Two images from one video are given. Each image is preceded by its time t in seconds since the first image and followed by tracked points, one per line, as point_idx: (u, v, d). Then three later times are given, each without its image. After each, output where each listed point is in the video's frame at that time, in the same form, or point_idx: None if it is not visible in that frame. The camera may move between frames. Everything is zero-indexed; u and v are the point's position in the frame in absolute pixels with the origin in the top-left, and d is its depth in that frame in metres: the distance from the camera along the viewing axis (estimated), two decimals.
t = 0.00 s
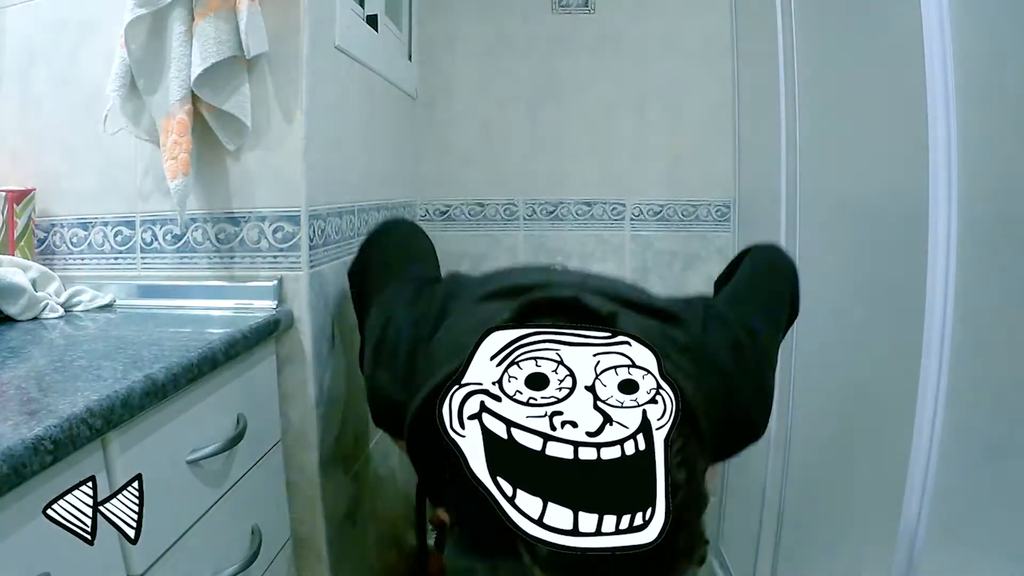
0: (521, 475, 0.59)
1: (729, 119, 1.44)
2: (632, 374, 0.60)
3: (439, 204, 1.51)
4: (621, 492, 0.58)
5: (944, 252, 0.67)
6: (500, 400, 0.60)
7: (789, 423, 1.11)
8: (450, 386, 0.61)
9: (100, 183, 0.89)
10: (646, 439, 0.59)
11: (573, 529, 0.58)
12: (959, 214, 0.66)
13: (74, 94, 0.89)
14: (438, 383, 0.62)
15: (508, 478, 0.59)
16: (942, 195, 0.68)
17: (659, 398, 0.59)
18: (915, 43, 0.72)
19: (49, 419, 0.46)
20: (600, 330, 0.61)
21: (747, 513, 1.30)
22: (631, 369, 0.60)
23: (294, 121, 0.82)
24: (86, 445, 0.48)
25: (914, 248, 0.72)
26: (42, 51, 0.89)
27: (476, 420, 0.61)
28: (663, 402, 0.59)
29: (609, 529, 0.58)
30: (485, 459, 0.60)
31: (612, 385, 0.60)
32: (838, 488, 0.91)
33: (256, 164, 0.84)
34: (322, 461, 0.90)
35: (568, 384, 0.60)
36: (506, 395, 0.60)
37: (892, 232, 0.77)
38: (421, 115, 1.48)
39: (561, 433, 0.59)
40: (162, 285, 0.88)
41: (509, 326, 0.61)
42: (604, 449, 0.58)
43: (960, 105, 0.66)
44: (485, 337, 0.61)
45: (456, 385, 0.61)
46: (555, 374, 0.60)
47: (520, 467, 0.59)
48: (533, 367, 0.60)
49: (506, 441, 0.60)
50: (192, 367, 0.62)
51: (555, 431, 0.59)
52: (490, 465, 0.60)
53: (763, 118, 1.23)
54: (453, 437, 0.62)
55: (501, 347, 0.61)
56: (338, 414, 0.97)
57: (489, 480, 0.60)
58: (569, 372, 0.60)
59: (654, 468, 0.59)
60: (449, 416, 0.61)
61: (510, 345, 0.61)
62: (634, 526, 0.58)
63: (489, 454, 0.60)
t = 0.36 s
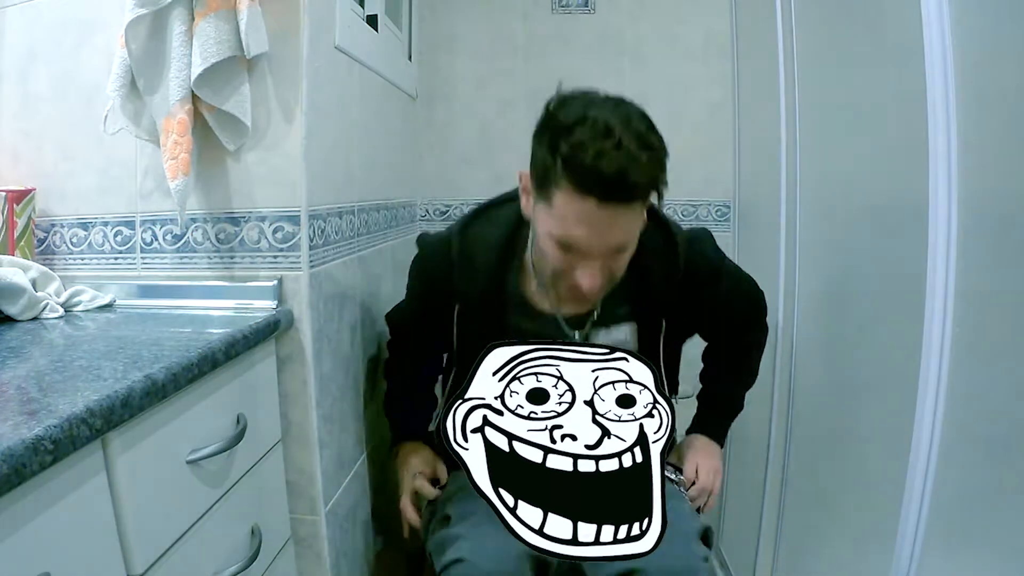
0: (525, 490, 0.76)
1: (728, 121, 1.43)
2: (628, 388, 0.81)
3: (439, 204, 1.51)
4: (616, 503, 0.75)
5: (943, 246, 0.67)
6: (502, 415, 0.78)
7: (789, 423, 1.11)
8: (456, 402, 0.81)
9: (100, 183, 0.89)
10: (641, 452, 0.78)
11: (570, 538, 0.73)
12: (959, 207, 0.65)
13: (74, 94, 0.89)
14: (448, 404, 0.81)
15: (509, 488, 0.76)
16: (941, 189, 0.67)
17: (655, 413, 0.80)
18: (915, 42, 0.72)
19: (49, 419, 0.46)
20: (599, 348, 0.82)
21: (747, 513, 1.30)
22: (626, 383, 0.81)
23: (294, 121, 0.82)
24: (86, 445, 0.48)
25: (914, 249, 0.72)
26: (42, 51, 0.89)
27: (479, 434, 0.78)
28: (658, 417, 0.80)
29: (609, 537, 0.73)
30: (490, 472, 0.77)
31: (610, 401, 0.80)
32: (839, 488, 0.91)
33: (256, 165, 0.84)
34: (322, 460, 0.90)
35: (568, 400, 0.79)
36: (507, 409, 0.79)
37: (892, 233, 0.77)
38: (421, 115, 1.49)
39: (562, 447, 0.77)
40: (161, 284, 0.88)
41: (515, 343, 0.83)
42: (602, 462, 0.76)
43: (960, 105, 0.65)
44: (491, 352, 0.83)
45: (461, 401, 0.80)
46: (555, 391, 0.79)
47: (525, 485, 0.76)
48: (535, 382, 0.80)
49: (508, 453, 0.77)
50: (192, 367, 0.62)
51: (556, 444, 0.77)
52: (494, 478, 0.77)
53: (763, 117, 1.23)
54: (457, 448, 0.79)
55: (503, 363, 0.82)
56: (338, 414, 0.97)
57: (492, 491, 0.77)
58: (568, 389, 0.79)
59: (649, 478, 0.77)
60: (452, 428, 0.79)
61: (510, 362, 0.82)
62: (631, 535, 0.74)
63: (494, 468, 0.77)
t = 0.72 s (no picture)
0: (525, 498, 0.71)
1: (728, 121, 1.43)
2: (626, 404, 0.79)
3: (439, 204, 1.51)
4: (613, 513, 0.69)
5: (944, 247, 0.67)
6: (505, 428, 0.76)
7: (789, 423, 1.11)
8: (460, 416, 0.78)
9: (100, 183, 0.89)
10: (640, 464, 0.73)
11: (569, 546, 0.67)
12: (959, 207, 0.65)
13: (74, 94, 0.89)
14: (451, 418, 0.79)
15: (512, 499, 0.70)
16: (942, 189, 0.67)
17: (653, 427, 0.76)
18: (915, 43, 0.72)
19: (49, 419, 0.46)
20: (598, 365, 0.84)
21: (748, 513, 1.30)
22: (625, 399, 0.80)
23: (294, 121, 0.82)
24: (86, 445, 0.48)
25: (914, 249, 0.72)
26: (42, 51, 0.89)
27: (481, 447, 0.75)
28: (655, 430, 0.76)
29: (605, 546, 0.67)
30: (491, 483, 0.72)
31: (608, 415, 0.78)
32: (839, 488, 0.91)
33: (256, 165, 0.84)
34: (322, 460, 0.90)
35: (568, 415, 0.78)
36: (509, 423, 0.77)
37: (892, 233, 0.77)
38: (421, 115, 1.47)
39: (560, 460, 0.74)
40: (161, 285, 0.88)
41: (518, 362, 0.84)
42: (601, 474, 0.72)
43: (960, 105, 0.65)
44: (495, 368, 0.84)
45: (463, 414, 0.78)
46: (555, 406, 0.79)
47: (525, 493, 0.71)
48: (536, 398, 0.80)
49: (509, 465, 0.73)
50: (193, 367, 0.62)
51: (555, 457, 0.74)
52: (496, 488, 0.71)
53: (763, 117, 1.23)
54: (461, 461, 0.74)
55: (507, 380, 0.82)
56: (338, 413, 0.97)
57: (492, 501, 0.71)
58: (568, 404, 0.79)
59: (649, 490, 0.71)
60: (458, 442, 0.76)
61: (511, 378, 0.83)
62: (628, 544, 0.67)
63: (494, 479, 0.72)
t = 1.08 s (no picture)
0: (526, 508, 0.70)
1: (729, 122, 1.43)
2: (625, 419, 0.74)
3: (439, 204, 1.51)
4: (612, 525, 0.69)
5: (943, 246, 0.67)
6: (508, 442, 0.73)
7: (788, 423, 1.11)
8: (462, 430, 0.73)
9: (100, 183, 0.89)
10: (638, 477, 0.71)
11: (570, 555, 0.67)
12: (959, 205, 0.65)
13: (74, 94, 0.89)
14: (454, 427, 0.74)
15: (514, 510, 0.70)
16: (941, 187, 0.67)
17: (649, 442, 0.72)
18: (915, 42, 0.72)
19: (49, 419, 0.46)
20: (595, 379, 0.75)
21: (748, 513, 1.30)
22: (623, 413, 0.74)
23: (294, 121, 0.82)
24: (86, 445, 0.48)
25: (913, 248, 0.72)
26: (42, 51, 0.89)
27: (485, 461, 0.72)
28: (653, 445, 0.72)
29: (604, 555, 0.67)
30: (496, 494, 0.71)
31: (607, 429, 0.73)
32: (838, 488, 0.91)
33: (256, 165, 0.84)
34: (322, 460, 0.90)
35: (568, 429, 0.73)
36: (512, 437, 0.73)
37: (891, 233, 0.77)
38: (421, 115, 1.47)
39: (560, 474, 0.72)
40: (161, 284, 0.88)
41: (517, 376, 0.74)
42: (599, 487, 0.71)
43: (960, 103, 0.65)
44: (497, 385, 0.75)
45: (468, 429, 0.73)
46: (554, 421, 0.74)
47: (527, 504, 0.70)
48: (536, 413, 0.74)
49: (511, 479, 0.71)
50: (192, 367, 0.62)
51: (556, 470, 0.72)
52: (499, 499, 0.71)
53: (762, 117, 1.23)
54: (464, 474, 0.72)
55: (507, 395, 0.75)
56: (338, 413, 0.97)
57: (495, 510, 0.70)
58: (568, 419, 0.74)
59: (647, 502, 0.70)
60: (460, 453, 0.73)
61: (514, 394, 0.74)
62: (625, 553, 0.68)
63: (497, 491, 0.71)
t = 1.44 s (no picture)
0: (527, 518, 0.69)
1: (729, 122, 1.44)
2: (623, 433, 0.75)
3: (439, 204, 1.51)
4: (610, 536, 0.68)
5: (944, 245, 0.67)
6: (508, 456, 0.73)
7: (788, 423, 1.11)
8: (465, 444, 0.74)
9: (101, 182, 0.89)
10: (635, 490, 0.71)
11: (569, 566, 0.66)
12: (959, 206, 0.65)
13: (74, 94, 0.89)
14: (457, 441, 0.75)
15: (515, 520, 0.69)
16: (941, 191, 0.67)
17: (647, 455, 0.73)
18: (915, 41, 0.72)
19: (49, 419, 0.46)
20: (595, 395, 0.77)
21: (748, 513, 1.30)
22: (621, 429, 0.75)
23: (294, 121, 0.82)
24: (86, 445, 0.48)
25: (913, 248, 0.72)
26: (42, 51, 0.89)
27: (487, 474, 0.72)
28: (649, 458, 0.72)
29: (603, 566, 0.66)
30: (497, 506, 0.70)
31: (605, 444, 0.74)
32: (838, 488, 0.91)
33: (256, 165, 0.84)
34: (321, 460, 0.90)
35: (567, 443, 0.74)
36: (512, 450, 0.74)
37: (891, 233, 0.77)
38: (421, 115, 1.47)
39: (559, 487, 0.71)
40: (162, 284, 0.88)
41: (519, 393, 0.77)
42: (598, 500, 0.70)
43: (960, 103, 0.65)
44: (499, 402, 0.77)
45: (470, 443, 0.74)
46: (554, 434, 0.75)
47: (528, 514, 0.69)
48: (537, 428, 0.75)
49: (512, 492, 0.71)
50: (192, 367, 0.62)
51: (556, 483, 0.71)
52: (500, 509, 0.70)
53: (762, 117, 1.23)
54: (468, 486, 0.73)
55: (509, 411, 0.76)
56: (338, 413, 0.97)
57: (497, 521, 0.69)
58: (568, 433, 0.74)
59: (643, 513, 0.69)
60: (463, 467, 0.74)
61: (516, 409, 0.76)
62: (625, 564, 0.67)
63: (500, 502, 0.70)
